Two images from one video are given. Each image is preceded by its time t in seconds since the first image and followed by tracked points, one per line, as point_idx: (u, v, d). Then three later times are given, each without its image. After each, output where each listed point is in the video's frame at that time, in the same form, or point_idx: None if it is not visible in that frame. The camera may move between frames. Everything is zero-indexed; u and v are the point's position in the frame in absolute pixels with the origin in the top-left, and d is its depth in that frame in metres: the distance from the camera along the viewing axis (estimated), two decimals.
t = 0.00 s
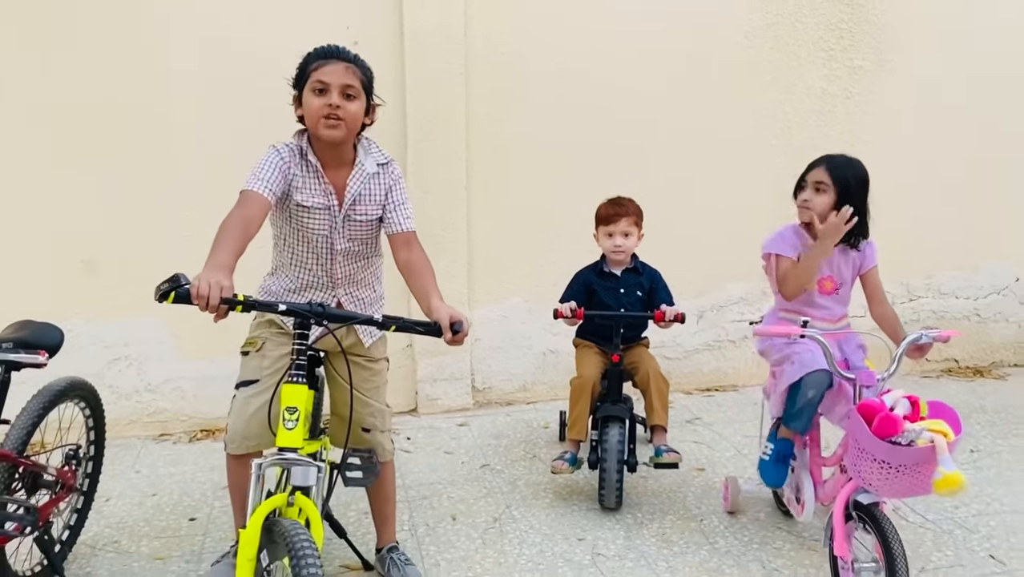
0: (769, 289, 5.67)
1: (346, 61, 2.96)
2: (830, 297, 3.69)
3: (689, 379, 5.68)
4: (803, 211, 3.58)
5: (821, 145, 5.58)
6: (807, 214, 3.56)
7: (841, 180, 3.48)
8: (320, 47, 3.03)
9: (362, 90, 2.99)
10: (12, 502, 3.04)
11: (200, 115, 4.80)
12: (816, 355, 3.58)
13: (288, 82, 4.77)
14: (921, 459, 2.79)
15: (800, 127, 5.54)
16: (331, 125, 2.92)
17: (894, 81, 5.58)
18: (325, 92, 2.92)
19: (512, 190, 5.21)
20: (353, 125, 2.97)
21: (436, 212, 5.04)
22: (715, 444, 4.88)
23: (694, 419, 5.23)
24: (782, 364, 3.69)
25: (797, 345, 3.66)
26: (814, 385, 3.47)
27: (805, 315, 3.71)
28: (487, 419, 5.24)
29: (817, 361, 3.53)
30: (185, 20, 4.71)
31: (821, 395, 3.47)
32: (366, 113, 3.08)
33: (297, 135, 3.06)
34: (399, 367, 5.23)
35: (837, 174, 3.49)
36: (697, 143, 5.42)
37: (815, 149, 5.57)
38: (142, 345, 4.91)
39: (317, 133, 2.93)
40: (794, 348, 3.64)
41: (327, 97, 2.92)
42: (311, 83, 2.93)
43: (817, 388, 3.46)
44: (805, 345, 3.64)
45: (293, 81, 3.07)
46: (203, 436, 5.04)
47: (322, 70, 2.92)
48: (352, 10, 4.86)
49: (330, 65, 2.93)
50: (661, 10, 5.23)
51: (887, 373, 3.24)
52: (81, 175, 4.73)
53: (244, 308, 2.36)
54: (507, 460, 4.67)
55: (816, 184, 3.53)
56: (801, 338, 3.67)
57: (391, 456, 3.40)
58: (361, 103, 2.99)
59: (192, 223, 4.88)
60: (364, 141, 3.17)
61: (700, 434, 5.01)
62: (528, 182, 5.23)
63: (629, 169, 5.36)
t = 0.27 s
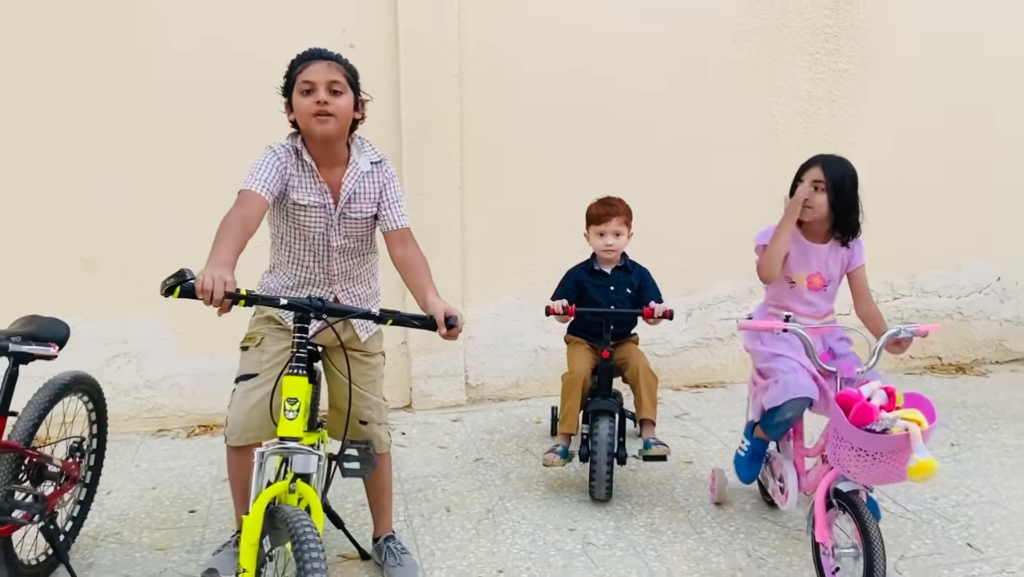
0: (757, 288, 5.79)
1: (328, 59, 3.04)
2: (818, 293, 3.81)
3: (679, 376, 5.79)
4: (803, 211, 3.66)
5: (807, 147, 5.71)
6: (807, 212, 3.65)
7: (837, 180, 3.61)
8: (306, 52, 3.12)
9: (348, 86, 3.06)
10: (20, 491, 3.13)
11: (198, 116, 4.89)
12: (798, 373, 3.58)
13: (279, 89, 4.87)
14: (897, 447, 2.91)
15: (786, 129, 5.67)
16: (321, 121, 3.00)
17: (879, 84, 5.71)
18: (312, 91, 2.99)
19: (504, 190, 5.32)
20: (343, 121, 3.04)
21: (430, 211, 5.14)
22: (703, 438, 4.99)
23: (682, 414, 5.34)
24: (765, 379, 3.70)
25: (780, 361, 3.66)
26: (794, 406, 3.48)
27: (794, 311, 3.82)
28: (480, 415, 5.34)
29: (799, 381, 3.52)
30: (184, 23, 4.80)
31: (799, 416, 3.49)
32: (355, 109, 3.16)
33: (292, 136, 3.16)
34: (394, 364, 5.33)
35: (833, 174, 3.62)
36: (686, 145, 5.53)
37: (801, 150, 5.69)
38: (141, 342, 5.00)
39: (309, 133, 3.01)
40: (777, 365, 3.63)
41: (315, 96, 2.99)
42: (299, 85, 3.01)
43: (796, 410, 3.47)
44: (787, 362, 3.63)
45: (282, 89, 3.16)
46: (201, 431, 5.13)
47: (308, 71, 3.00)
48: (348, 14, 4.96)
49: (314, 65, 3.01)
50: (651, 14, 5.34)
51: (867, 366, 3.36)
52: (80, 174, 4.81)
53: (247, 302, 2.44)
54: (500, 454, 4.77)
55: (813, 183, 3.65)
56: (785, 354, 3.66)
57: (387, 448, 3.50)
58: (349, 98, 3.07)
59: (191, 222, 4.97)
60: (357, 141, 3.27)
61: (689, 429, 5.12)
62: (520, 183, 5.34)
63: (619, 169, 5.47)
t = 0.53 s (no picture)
0: (750, 288, 5.88)
1: (333, 67, 3.09)
2: (817, 292, 3.89)
3: (674, 375, 5.88)
4: (813, 214, 3.75)
5: (800, 149, 5.80)
6: (815, 215, 3.74)
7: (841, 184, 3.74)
8: (311, 56, 3.17)
9: (352, 93, 3.12)
10: (32, 486, 3.18)
11: (200, 118, 4.95)
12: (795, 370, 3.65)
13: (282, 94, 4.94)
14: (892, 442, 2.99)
15: (780, 131, 5.76)
16: (328, 129, 3.07)
17: (871, 87, 5.81)
18: (318, 99, 3.06)
19: (503, 191, 5.40)
20: (348, 127, 3.11)
21: (430, 212, 5.21)
22: (699, 436, 5.07)
23: (678, 412, 5.42)
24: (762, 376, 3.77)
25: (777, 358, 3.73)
26: (790, 402, 3.56)
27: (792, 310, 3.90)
28: (479, 413, 5.41)
29: (795, 378, 3.60)
30: (187, 26, 4.86)
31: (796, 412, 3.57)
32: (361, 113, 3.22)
33: (298, 139, 3.22)
34: (394, 363, 5.39)
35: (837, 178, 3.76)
36: (681, 147, 5.62)
37: (794, 153, 5.79)
38: (144, 341, 5.05)
39: (317, 141, 3.08)
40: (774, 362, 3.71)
41: (322, 104, 3.06)
42: (305, 93, 3.08)
43: (792, 406, 3.55)
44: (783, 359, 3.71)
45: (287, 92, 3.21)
46: (203, 429, 5.18)
47: (313, 78, 3.06)
48: (350, 17, 5.03)
49: (320, 72, 3.07)
50: (647, 19, 5.43)
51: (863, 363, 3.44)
52: (88, 175, 4.87)
53: (262, 298, 2.51)
54: (499, 451, 4.84)
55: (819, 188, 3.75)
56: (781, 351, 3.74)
57: (393, 443, 3.56)
58: (354, 105, 3.13)
59: (194, 222, 5.02)
60: (361, 142, 3.33)
61: (685, 426, 5.21)
62: (518, 184, 5.41)
63: (616, 171, 5.55)
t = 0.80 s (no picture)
0: (755, 289, 5.93)
1: (365, 69, 3.13)
2: (827, 294, 3.95)
3: (679, 375, 5.92)
4: (824, 212, 3.79)
5: (803, 152, 5.86)
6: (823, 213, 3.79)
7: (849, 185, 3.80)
8: (338, 57, 3.20)
9: (381, 96, 3.17)
10: (54, 483, 3.20)
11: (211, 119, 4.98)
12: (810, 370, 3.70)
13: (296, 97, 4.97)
14: (905, 439, 3.04)
15: (783, 134, 5.82)
16: (359, 132, 3.11)
17: (874, 90, 5.87)
18: (350, 101, 3.09)
19: (511, 192, 5.43)
20: (376, 129, 3.15)
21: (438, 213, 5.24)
22: (705, 435, 5.12)
23: (684, 412, 5.47)
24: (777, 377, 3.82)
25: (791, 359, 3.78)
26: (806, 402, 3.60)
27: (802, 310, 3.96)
28: (487, 413, 5.45)
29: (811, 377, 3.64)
30: (198, 27, 4.89)
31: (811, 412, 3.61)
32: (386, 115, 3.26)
33: (323, 138, 3.25)
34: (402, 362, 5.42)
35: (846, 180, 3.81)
36: (687, 149, 5.67)
37: (797, 156, 5.85)
38: (154, 341, 5.07)
39: (345, 141, 3.12)
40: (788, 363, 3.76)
41: (353, 106, 3.10)
42: (334, 94, 3.11)
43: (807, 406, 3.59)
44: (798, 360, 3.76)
45: (312, 91, 3.23)
46: (213, 429, 5.20)
47: (344, 81, 3.10)
48: (360, 19, 5.06)
49: (352, 75, 3.10)
50: (653, 22, 5.48)
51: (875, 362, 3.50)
52: (98, 175, 4.89)
53: (293, 297, 2.55)
54: (508, 450, 4.88)
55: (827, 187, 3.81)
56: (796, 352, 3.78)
57: (410, 441, 3.60)
58: (382, 108, 3.18)
59: (204, 223, 5.05)
60: (383, 142, 3.36)
61: (691, 426, 5.25)
62: (526, 185, 5.45)
63: (622, 173, 5.60)
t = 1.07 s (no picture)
0: (759, 291, 5.96)
1: (393, 72, 3.15)
2: (835, 296, 3.98)
3: (684, 376, 5.95)
4: (829, 211, 3.82)
5: (808, 155, 5.89)
6: (829, 212, 3.82)
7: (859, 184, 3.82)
8: (367, 58, 3.21)
9: (408, 99, 3.19)
10: (72, 483, 3.20)
11: (220, 119, 4.98)
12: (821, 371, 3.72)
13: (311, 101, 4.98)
14: (920, 438, 3.07)
15: (788, 137, 5.85)
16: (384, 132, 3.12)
17: (878, 94, 5.91)
18: (378, 102, 3.11)
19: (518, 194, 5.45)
20: (400, 131, 3.17)
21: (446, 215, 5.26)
22: (712, 436, 5.15)
23: (689, 413, 5.50)
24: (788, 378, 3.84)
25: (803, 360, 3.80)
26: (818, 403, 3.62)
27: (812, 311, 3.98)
28: (494, 414, 5.46)
29: (823, 379, 3.66)
30: (208, 28, 4.89)
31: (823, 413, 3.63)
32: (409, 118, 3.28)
33: (347, 138, 3.26)
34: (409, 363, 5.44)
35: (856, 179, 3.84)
36: (693, 151, 5.70)
37: (802, 158, 5.88)
38: (162, 341, 5.07)
39: (370, 141, 3.13)
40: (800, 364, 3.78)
41: (380, 107, 3.11)
42: (363, 95, 3.12)
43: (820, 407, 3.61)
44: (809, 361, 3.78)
45: (339, 90, 3.24)
46: (220, 430, 5.20)
47: (374, 81, 3.11)
48: (369, 21, 5.08)
49: (381, 77, 3.12)
50: (659, 25, 5.50)
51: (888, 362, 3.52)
52: (107, 175, 4.88)
53: (319, 298, 2.57)
54: (517, 450, 4.90)
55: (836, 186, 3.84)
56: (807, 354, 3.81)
57: (426, 441, 3.61)
58: (408, 111, 3.19)
59: (212, 223, 5.05)
60: (405, 145, 3.37)
61: (697, 427, 5.28)
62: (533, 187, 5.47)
63: (628, 175, 5.62)
